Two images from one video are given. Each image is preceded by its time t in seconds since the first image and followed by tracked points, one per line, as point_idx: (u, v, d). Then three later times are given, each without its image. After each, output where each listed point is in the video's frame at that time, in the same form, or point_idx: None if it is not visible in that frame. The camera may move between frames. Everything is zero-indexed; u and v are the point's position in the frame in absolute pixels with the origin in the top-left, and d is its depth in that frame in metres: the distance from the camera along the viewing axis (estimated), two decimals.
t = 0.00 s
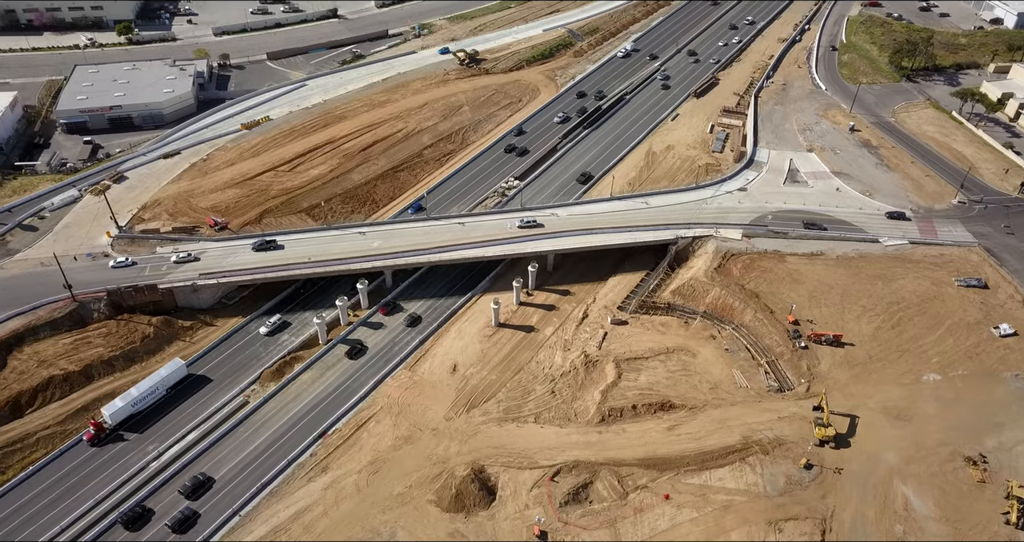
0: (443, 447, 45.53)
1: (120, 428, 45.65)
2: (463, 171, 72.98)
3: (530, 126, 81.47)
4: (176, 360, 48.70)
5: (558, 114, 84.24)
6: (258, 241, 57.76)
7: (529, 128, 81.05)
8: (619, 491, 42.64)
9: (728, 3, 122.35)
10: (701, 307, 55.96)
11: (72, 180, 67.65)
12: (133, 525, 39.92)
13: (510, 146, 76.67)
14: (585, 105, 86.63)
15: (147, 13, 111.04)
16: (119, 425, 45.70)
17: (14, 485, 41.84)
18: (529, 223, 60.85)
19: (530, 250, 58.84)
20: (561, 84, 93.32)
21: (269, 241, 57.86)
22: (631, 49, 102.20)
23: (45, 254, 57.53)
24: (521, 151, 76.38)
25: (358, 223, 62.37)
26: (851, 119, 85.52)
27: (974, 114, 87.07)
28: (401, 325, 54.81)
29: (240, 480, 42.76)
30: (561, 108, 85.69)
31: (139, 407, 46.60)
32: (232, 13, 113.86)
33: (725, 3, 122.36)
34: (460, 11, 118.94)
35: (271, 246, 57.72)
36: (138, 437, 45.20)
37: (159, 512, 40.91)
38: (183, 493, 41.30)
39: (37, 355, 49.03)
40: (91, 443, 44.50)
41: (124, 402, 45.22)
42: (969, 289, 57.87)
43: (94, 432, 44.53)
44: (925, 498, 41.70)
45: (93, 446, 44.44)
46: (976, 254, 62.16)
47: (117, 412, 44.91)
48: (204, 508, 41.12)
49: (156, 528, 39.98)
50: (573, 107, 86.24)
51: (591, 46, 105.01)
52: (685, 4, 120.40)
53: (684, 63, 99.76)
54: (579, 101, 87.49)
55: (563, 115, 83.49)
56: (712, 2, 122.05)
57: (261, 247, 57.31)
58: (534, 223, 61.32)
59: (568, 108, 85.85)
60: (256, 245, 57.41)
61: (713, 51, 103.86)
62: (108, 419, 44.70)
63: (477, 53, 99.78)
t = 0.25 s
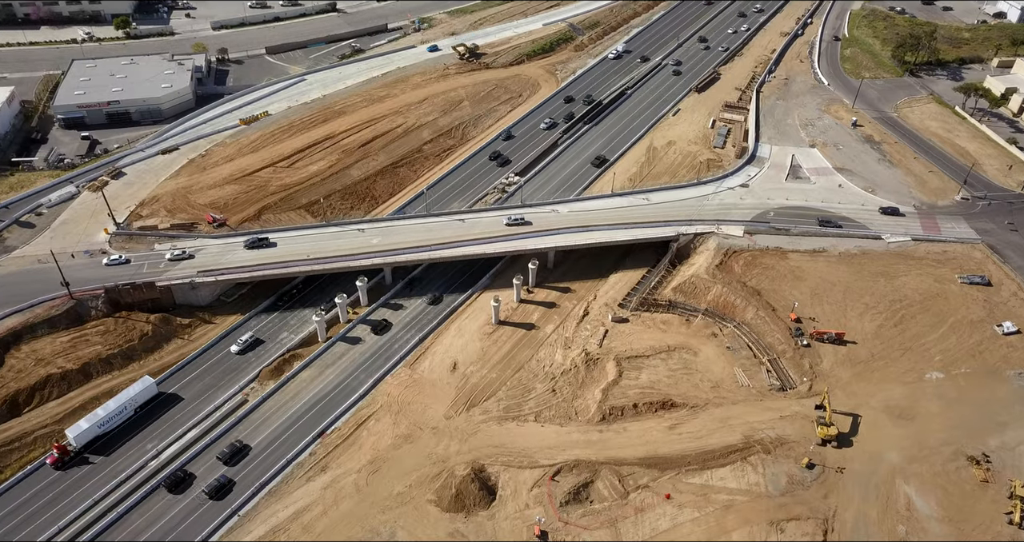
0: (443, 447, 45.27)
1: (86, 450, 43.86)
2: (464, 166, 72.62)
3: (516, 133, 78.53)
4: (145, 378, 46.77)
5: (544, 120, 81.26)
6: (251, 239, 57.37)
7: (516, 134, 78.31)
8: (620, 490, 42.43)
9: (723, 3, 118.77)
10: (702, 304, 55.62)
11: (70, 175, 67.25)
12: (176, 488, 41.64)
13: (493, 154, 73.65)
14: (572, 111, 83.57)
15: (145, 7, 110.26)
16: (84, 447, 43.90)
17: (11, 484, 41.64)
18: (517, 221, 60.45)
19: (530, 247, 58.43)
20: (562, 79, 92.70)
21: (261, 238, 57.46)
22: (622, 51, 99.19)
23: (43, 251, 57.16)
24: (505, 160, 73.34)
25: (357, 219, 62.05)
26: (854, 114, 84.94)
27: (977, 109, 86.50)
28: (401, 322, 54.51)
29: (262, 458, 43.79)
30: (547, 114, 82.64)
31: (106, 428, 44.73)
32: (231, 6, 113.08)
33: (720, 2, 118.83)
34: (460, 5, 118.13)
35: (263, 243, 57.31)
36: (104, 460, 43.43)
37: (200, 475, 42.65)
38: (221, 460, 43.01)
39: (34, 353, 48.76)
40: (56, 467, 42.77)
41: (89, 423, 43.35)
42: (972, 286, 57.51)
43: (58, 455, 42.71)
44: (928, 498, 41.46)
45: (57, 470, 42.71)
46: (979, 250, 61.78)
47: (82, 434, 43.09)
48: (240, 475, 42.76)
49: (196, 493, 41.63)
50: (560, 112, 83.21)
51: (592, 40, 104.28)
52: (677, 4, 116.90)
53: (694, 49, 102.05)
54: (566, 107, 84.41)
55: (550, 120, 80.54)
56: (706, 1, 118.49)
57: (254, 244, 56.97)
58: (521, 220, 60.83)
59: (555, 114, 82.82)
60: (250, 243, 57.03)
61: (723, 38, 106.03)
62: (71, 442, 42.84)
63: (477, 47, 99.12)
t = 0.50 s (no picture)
0: (443, 446, 45.02)
1: (48, 475, 42.12)
2: (464, 162, 72.16)
3: (501, 140, 75.70)
4: (112, 399, 45.18)
5: (530, 127, 78.34)
6: (242, 237, 56.83)
7: (501, 141, 75.58)
8: (621, 490, 42.19)
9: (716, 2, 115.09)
10: (703, 302, 55.24)
11: (67, 171, 66.82)
12: (216, 454, 43.40)
13: (476, 163, 70.80)
14: (559, 117, 80.56)
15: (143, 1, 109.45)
16: (47, 472, 42.16)
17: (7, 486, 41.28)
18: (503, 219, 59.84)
19: (531, 244, 58.02)
20: (562, 74, 92.08)
21: (253, 237, 56.96)
22: (613, 53, 96.30)
23: (40, 248, 56.80)
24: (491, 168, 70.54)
25: (356, 216, 61.66)
26: (856, 109, 84.39)
27: (980, 105, 85.90)
28: (401, 320, 54.18)
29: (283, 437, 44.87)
30: (533, 121, 79.65)
31: (70, 451, 43.04)
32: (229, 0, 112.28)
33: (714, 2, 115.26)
34: None
35: (255, 242, 56.77)
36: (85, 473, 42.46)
37: (237, 442, 44.42)
38: (258, 427, 44.84)
39: (32, 351, 48.47)
40: (16, 493, 40.88)
41: (52, 446, 41.79)
42: (975, 283, 57.16)
43: (19, 480, 40.90)
44: (930, 498, 41.23)
45: (18, 496, 40.87)
46: (982, 247, 61.37)
47: (44, 457, 41.46)
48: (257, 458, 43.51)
49: (232, 460, 43.30)
50: (547, 118, 80.22)
51: (592, 34, 103.58)
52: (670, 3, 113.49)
53: (700, 40, 102.33)
54: (553, 113, 81.36)
55: (536, 127, 77.69)
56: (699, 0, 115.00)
57: (245, 243, 56.38)
58: (508, 219, 60.21)
59: (542, 120, 79.82)
60: (241, 241, 56.48)
61: (729, 29, 106.33)
62: (34, 466, 41.18)
63: (477, 42, 98.45)
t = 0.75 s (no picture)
0: (443, 445, 44.77)
1: (8, 502, 40.37)
2: (465, 158, 71.80)
3: (485, 149, 73.11)
4: (76, 420, 43.32)
5: (514, 134, 75.68)
6: (234, 235, 56.30)
7: (485, 149, 73.10)
8: (621, 489, 41.96)
9: (710, 2, 112.27)
10: (705, 300, 54.88)
11: (64, 168, 66.39)
12: (252, 421, 45.24)
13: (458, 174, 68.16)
14: (544, 124, 77.77)
15: None
16: (7, 499, 40.48)
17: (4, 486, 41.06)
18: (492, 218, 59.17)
19: (531, 242, 57.61)
20: (563, 68, 91.46)
21: (246, 234, 56.41)
22: (603, 55, 93.43)
23: (37, 245, 56.43)
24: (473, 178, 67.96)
25: (355, 212, 61.26)
26: (859, 104, 83.82)
27: (983, 99, 85.24)
28: (400, 318, 53.85)
29: (299, 421, 45.60)
30: (518, 128, 76.93)
31: (34, 476, 41.35)
32: None
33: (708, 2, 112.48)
34: None
35: (247, 240, 56.25)
36: (81, 474, 42.16)
37: (271, 411, 46.20)
38: (290, 397, 46.60)
39: (30, 349, 48.19)
40: None
41: (12, 472, 40.08)
42: (978, 281, 56.79)
43: None
44: (933, 498, 41.00)
45: None
46: (985, 244, 60.96)
47: (4, 484, 39.73)
48: (257, 456, 43.36)
49: (267, 429, 44.98)
50: (532, 126, 77.47)
51: (593, 28, 102.84)
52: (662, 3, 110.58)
53: (702, 35, 101.67)
54: (538, 120, 78.54)
55: (520, 134, 75.06)
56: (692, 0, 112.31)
57: (237, 241, 55.84)
58: (496, 217, 59.56)
59: (526, 127, 77.10)
60: (233, 239, 55.93)
61: (731, 23, 105.69)
62: None
63: (477, 36, 97.76)
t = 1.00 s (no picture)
0: (442, 444, 44.52)
1: None
2: (465, 153, 71.32)
3: (468, 158, 70.40)
4: (41, 444, 41.76)
5: (497, 143, 72.86)
6: (226, 233, 55.89)
7: (468, 158, 70.43)
8: (622, 489, 41.74)
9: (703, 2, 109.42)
10: (706, 297, 54.55)
11: (61, 164, 65.93)
12: (285, 390, 47.07)
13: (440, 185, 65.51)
14: (529, 132, 74.85)
15: None
16: None
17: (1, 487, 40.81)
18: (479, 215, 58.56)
19: (531, 239, 57.21)
20: (563, 63, 90.80)
21: (238, 232, 56.00)
22: (593, 57, 90.62)
23: (34, 242, 56.05)
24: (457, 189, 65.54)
25: (354, 209, 60.85)
26: (861, 100, 83.27)
27: (987, 94, 84.63)
28: (400, 316, 53.55)
29: (300, 419, 45.44)
30: (501, 136, 74.08)
31: None
32: None
33: (700, 2, 109.48)
34: None
35: (240, 238, 55.83)
36: (77, 474, 41.87)
37: (303, 381, 47.99)
38: (322, 369, 48.40)
39: (27, 348, 47.89)
40: None
41: None
42: (981, 278, 56.43)
43: None
44: (936, 498, 40.77)
45: None
46: (989, 241, 60.56)
47: None
48: (257, 455, 43.14)
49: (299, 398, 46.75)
50: (516, 134, 74.57)
51: (594, 22, 102.11)
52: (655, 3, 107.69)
53: (703, 29, 100.98)
54: (523, 128, 75.57)
55: (504, 142, 72.22)
56: None
57: (229, 239, 55.47)
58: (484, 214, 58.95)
59: (510, 135, 74.26)
60: (225, 237, 55.54)
61: (733, 17, 104.96)
62: None
63: (477, 30, 97.06)
